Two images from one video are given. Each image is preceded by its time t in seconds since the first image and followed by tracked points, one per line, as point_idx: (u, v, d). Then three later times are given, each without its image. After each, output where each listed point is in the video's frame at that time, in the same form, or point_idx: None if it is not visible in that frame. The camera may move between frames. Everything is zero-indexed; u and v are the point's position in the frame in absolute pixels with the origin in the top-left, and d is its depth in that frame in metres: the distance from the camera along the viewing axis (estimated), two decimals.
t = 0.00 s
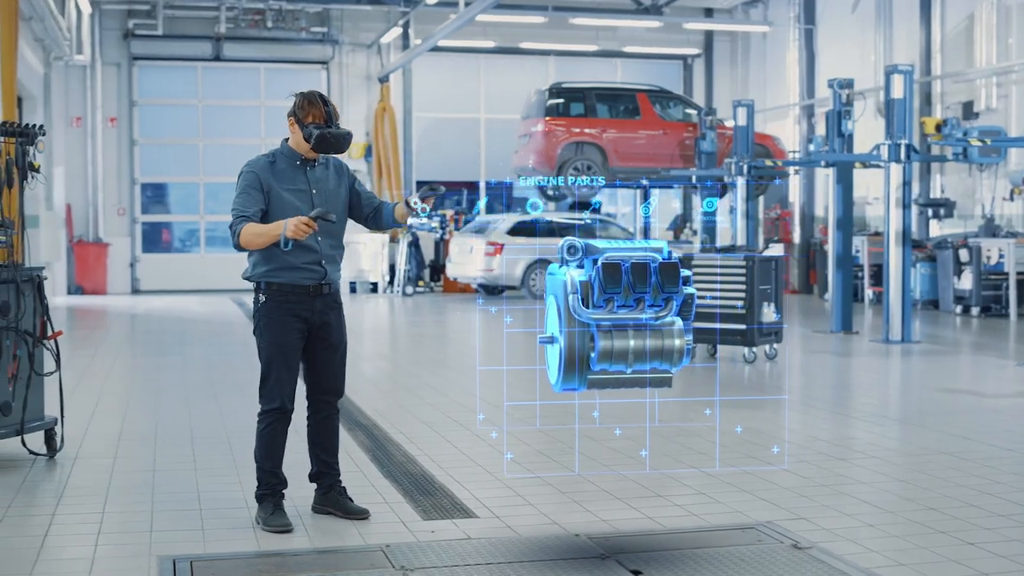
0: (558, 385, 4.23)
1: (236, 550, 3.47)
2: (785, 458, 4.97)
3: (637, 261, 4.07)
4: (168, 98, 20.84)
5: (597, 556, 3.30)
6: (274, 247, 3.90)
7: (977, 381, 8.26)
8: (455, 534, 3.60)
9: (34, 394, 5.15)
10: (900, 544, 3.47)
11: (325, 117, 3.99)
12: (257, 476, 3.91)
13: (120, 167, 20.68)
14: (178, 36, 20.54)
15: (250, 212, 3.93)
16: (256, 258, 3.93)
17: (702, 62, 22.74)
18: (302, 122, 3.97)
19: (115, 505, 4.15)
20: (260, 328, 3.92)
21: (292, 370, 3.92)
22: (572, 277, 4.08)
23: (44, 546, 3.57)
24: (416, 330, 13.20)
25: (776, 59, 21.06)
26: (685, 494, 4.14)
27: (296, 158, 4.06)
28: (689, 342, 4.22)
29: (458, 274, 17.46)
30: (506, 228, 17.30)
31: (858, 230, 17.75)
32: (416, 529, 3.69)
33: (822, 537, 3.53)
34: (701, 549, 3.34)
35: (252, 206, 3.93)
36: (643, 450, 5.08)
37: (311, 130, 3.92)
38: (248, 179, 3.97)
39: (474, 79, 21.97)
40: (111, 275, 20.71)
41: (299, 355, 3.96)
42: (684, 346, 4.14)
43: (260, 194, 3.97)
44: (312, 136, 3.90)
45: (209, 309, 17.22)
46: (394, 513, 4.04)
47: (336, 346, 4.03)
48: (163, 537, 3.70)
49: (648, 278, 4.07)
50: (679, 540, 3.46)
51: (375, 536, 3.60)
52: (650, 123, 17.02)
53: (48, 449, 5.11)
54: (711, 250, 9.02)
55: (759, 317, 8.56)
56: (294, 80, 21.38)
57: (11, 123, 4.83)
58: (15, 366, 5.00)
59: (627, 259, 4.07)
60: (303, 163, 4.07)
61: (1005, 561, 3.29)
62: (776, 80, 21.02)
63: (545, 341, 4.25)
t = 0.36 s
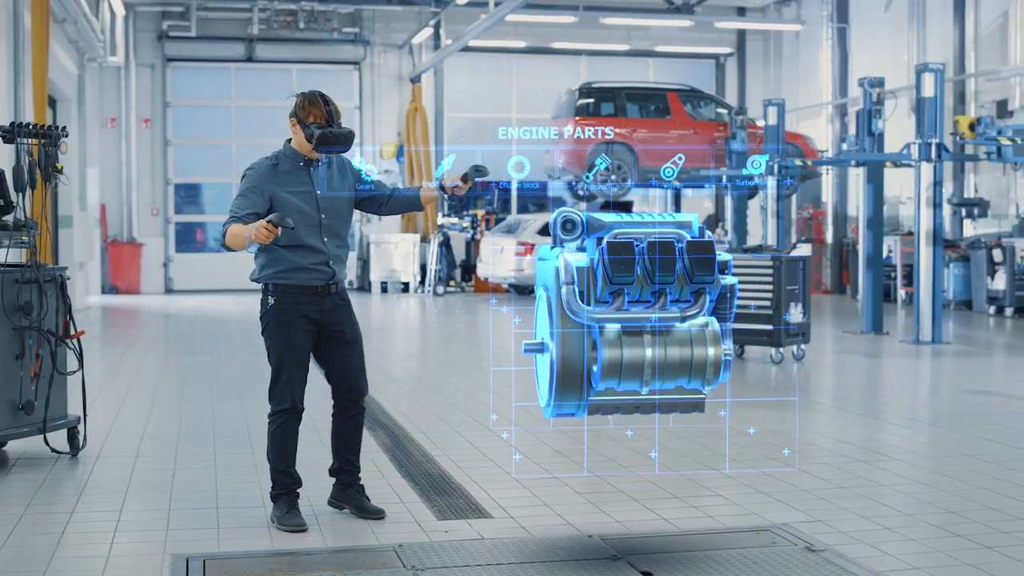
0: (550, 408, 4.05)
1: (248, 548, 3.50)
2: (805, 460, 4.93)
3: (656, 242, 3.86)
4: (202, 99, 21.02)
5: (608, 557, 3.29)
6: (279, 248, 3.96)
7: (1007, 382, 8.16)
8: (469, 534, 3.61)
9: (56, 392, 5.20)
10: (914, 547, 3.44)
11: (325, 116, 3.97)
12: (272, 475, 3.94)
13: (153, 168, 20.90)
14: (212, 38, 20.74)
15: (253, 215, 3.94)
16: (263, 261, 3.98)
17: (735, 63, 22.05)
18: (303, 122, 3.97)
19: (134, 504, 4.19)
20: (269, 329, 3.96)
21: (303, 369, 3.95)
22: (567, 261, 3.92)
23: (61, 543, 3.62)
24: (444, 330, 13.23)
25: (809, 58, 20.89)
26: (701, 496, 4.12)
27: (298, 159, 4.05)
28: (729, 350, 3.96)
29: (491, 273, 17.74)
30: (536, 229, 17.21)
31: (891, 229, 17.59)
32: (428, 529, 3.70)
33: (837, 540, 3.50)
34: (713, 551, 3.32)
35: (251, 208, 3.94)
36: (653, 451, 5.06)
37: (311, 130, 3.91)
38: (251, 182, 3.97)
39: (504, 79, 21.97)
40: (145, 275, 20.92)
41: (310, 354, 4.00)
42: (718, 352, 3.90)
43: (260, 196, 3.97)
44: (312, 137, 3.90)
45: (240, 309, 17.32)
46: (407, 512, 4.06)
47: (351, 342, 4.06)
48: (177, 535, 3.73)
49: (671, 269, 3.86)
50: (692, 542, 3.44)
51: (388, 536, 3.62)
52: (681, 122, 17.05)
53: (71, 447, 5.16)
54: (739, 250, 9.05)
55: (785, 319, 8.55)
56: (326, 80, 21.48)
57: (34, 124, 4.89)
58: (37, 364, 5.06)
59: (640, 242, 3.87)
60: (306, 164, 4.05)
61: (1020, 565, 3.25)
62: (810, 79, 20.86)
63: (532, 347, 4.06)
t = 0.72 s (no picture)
0: (549, 411, 3.87)
1: (254, 546, 3.51)
2: (817, 461, 4.90)
3: (658, 237, 3.64)
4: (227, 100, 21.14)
5: (610, 557, 3.28)
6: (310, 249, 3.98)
7: None
8: (473, 533, 3.61)
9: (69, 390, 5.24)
10: (919, 548, 3.41)
11: (355, 120, 4.01)
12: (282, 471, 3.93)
13: (179, 168, 21.04)
14: (237, 38, 20.85)
15: (283, 218, 3.99)
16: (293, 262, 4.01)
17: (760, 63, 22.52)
18: (334, 126, 4.02)
19: (142, 501, 4.21)
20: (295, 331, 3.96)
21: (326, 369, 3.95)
22: (565, 258, 3.73)
23: (69, 540, 3.64)
24: (465, 330, 13.23)
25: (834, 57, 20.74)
26: (709, 496, 4.11)
27: (330, 162, 4.08)
28: (736, 351, 3.79)
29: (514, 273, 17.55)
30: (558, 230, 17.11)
31: (915, 229, 17.47)
32: (433, 527, 3.71)
33: (842, 540, 3.48)
34: (716, 551, 3.31)
35: (282, 213, 3.98)
36: (653, 451, 5.05)
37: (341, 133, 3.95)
38: (284, 184, 4.01)
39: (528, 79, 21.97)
40: (171, 274, 21.06)
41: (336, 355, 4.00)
42: (724, 353, 3.74)
43: (292, 200, 4.01)
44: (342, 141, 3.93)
45: (263, 309, 17.38)
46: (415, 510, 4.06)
47: (377, 344, 4.06)
48: (184, 533, 3.75)
49: (676, 266, 3.65)
50: (696, 542, 3.43)
51: (393, 534, 3.63)
52: (704, 122, 16.91)
53: (84, 446, 5.20)
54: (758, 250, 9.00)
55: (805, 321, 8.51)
56: (351, 81, 21.54)
57: (49, 124, 4.96)
58: (50, 363, 5.09)
59: (643, 236, 3.67)
60: (338, 166, 4.09)
61: None
62: (835, 79, 20.72)
63: (529, 347, 3.88)
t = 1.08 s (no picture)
0: (543, 412, 3.81)
1: (252, 545, 3.53)
2: (821, 461, 4.88)
3: (651, 237, 3.67)
4: (243, 100, 21.21)
5: (606, 557, 3.28)
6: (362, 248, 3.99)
7: None
8: (470, 533, 3.61)
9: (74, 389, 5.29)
10: (915, 547, 3.40)
11: (406, 124, 4.02)
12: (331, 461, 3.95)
13: (195, 168, 21.12)
14: (252, 39, 20.95)
15: (334, 218, 4.01)
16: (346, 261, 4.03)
17: (776, 62, 22.34)
18: (387, 130, 4.04)
19: (144, 500, 4.23)
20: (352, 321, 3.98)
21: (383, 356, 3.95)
22: (559, 258, 3.71)
23: (68, 538, 3.65)
24: (478, 330, 13.22)
25: (850, 57, 20.64)
26: (709, 496, 4.10)
27: (386, 163, 4.08)
28: (729, 350, 3.77)
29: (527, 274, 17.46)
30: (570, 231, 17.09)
31: (932, 230, 17.36)
32: (430, 526, 3.72)
33: (839, 541, 3.47)
34: (711, 552, 3.30)
35: (334, 213, 4.01)
36: (646, 451, 5.05)
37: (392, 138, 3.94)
38: (336, 187, 4.02)
39: (543, 79, 21.96)
40: (187, 274, 21.14)
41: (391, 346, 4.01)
42: (717, 353, 3.71)
43: (345, 201, 4.03)
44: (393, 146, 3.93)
45: (278, 309, 17.42)
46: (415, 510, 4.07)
47: (422, 342, 4.08)
48: (183, 531, 3.76)
49: (668, 265, 3.67)
50: (693, 542, 3.42)
51: (391, 534, 3.64)
52: (718, 122, 16.80)
53: (89, 445, 5.23)
54: (766, 249, 8.98)
55: (815, 321, 8.49)
56: (367, 82, 21.58)
57: (54, 125, 4.98)
58: (55, 362, 5.14)
59: (636, 235, 3.69)
60: (393, 168, 4.08)
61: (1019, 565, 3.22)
62: (851, 79, 20.61)
63: (524, 350, 3.82)
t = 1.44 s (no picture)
0: (529, 413, 3.84)
1: (240, 545, 3.53)
2: (815, 462, 4.87)
3: (634, 239, 3.65)
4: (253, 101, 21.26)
5: (591, 557, 3.29)
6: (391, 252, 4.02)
7: None
8: (458, 533, 3.62)
9: (70, 390, 5.31)
10: (903, 549, 3.40)
11: (420, 122, 4.05)
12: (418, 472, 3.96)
13: (204, 168, 21.16)
14: (262, 39, 21.01)
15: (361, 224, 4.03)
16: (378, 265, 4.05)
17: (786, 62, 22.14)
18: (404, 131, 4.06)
19: (136, 500, 4.23)
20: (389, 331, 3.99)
21: (429, 362, 3.98)
22: (542, 259, 3.69)
23: (57, 538, 3.66)
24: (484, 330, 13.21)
25: (860, 56, 20.60)
26: (700, 497, 4.10)
27: (408, 167, 4.10)
28: (714, 351, 3.76)
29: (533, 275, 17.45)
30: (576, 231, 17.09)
31: (940, 230, 17.31)
32: (419, 529, 3.74)
33: (826, 542, 3.46)
34: (696, 553, 3.30)
35: (360, 219, 4.04)
36: (628, 451, 5.06)
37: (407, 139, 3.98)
38: (360, 192, 4.05)
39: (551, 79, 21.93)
40: (196, 274, 21.18)
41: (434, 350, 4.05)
42: (699, 355, 3.70)
43: (370, 207, 4.06)
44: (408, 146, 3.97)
45: (285, 309, 17.43)
46: (403, 509, 4.08)
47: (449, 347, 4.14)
48: (172, 531, 3.77)
49: (651, 267, 3.65)
50: (678, 543, 3.43)
51: (380, 535, 3.65)
52: (725, 122, 16.87)
53: (85, 444, 5.24)
54: (767, 250, 8.99)
55: (817, 321, 8.49)
56: (376, 82, 21.59)
57: (49, 126, 5.02)
58: (50, 362, 5.17)
59: (618, 237, 3.66)
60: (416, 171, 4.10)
61: (1006, 567, 3.21)
62: (861, 78, 20.56)
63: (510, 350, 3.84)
